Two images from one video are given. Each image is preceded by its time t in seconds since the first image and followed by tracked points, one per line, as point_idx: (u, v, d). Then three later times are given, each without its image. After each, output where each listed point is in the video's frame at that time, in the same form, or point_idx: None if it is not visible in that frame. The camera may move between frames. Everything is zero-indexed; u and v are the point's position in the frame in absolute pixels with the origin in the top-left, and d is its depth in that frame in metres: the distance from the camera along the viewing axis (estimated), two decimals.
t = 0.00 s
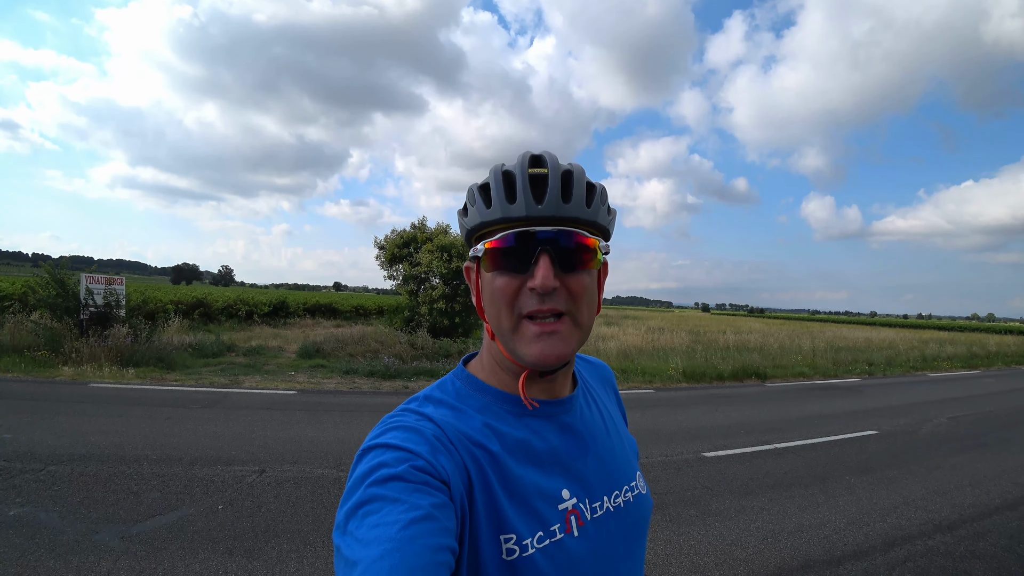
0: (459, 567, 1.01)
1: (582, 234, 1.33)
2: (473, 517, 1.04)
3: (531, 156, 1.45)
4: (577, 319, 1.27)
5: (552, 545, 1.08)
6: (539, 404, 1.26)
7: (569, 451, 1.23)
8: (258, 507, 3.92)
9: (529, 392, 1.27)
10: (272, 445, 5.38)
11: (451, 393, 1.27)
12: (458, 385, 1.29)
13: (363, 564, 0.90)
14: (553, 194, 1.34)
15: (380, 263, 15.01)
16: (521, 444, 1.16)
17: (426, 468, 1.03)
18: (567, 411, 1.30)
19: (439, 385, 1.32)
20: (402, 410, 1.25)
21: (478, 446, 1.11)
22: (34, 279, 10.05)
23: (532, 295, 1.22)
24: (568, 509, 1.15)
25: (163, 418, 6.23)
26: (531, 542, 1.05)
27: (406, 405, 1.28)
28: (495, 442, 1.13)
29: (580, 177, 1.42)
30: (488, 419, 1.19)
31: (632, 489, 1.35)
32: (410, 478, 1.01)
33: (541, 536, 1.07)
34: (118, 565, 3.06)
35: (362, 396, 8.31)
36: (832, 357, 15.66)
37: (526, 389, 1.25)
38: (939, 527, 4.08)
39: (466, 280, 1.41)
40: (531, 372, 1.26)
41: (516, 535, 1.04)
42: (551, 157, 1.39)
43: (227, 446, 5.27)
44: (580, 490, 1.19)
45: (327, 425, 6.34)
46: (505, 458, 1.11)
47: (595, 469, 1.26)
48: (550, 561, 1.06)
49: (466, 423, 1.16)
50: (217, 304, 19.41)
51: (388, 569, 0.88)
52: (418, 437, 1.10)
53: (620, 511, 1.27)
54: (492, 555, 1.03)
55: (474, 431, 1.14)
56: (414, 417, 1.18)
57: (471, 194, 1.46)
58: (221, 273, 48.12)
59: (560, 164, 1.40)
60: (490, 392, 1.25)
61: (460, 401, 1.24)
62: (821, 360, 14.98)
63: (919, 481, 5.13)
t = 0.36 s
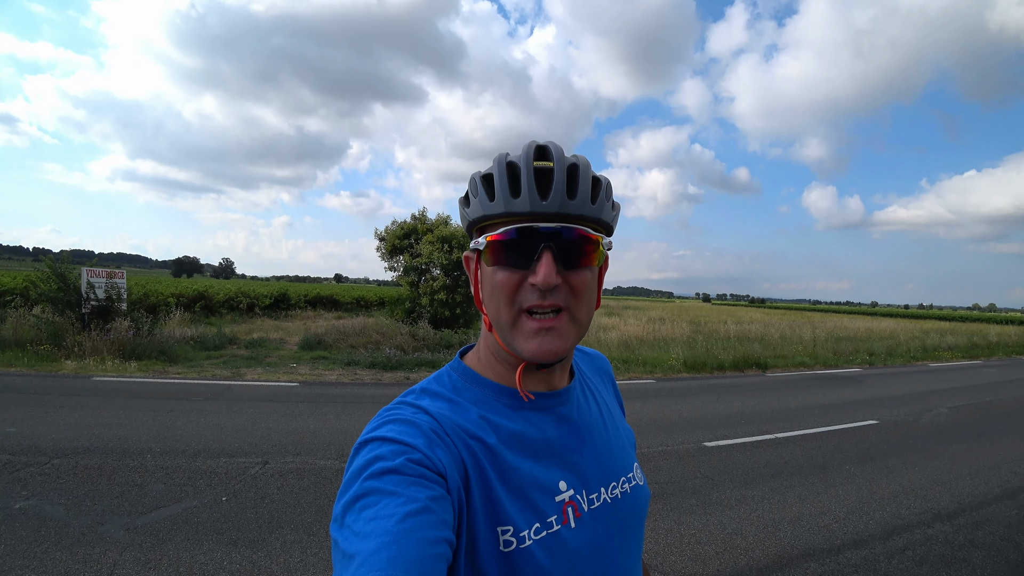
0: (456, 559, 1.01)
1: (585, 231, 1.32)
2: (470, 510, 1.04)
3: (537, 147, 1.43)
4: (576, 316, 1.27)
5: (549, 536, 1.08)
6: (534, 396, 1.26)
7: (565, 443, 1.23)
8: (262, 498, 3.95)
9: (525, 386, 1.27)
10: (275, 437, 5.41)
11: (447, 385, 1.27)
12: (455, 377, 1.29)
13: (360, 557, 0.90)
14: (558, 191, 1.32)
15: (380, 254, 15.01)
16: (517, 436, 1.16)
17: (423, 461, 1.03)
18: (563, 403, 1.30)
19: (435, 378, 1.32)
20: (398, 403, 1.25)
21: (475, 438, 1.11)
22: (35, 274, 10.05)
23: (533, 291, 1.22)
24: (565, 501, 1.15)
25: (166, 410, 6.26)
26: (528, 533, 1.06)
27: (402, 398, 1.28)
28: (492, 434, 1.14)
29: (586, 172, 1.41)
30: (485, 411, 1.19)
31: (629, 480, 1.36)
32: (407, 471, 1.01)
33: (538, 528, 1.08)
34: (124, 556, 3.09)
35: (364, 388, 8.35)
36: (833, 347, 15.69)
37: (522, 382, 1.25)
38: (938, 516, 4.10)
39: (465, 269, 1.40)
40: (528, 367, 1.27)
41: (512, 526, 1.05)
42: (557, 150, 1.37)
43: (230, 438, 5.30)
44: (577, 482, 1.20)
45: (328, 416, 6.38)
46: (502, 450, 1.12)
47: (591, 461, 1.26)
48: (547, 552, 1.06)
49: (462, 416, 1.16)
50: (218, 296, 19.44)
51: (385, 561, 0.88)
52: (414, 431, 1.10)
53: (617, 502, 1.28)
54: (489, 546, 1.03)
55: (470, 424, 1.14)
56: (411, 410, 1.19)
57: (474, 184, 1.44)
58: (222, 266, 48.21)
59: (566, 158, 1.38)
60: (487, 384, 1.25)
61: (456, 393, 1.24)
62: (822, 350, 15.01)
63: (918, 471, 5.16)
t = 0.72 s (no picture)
0: (455, 549, 1.03)
1: (587, 221, 1.32)
2: (470, 501, 1.05)
3: (539, 135, 1.41)
4: (577, 308, 1.27)
5: (548, 527, 1.09)
6: (532, 387, 1.26)
7: (564, 433, 1.24)
8: (265, 490, 3.98)
9: (524, 376, 1.27)
10: (277, 430, 5.44)
11: (446, 376, 1.28)
12: (453, 367, 1.30)
13: (358, 550, 0.91)
14: (561, 179, 1.31)
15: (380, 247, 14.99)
16: (516, 427, 1.17)
17: (421, 453, 1.04)
18: (562, 394, 1.31)
19: (434, 368, 1.33)
20: (397, 394, 1.26)
21: (474, 429, 1.12)
22: (36, 270, 10.05)
23: (534, 283, 1.22)
24: (564, 491, 1.16)
25: (168, 404, 6.29)
26: (528, 524, 1.07)
27: (401, 389, 1.29)
28: (491, 425, 1.14)
29: (589, 161, 1.40)
30: (483, 402, 1.19)
31: (628, 470, 1.37)
32: (405, 463, 1.01)
33: (538, 518, 1.09)
34: (129, 548, 3.12)
35: (365, 380, 8.37)
36: (833, 338, 15.72)
37: (521, 374, 1.25)
38: (937, 505, 4.13)
39: (464, 258, 1.39)
40: (528, 358, 1.27)
41: (512, 517, 1.06)
42: (560, 138, 1.36)
43: (233, 431, 5.33)
44: (576, 472, 1.21)
45: (330, 409, 6.41)
46: (501, 441, 1.12)
47: (590, 451, 1.27)
48: (547, 542, 1.07)
49: (461, 407, 1.17)
50: (219, 290, 19.45)
51: (383, 554, 0.89)
52: (413, 422, 1.10)
53: (617, 491, 1.28)
54: (488, 537, 1.04)
55: (469, 415, 1.15)
56: (409, 401, 1.19)
57: (474, 171, 1.42)
58: (222, 261, 48.28)
59: (568, 147, 1.37)
60: (486, 374, 1.25)
61: (455, 384, 1.25)
62: (822, 341, 15.03)
63: (918, 461, 5.18)
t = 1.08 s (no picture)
0: (450, 544, 1.03)
1: (590, 209, 1.31)
2: (464, 496, 1.05)
3: (535, 119, 1.39)
4: (579, 298, 1.27)
5: (544, 521, 1.10)
6: (533, 379, 1.26)
7: (561, 425, 1.24)
8: (272, 483, 4.01)
9: (521, 368, 1.27)
10: (283, 423, 5.47)
11: (440, 367, 1.27)
12: (448, 359, 1.29)
13: (349, 550, 0.90)
14: (564, 165, 1.29)
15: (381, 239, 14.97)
16: (512, 420, 1.16)
17: (413, 448, 1.03)
18: (559, 385, 1.30)
19: (429, 360, 1.32)
20: (390, 386, 1.25)
21: (468, 423, 1.11)
22: (39, 271, 10.08)
23: (535, 273, 1.21)
24: (560, 484, 1.16)
25: (174, 400, 6.33)
26: (523, 518, 1.07)
27: (395, 380, 1.28)
28: (486, 418, 1.14)
29: (590, 147, 1.39)
30: (478, 394, 1.19)
31: (626, 461, 1.37)
32: (398, 459, 1.01)
33: (533, 512, 1.09)
34: (139, 543, 3.16)
35: (369, 372, 8.40)
36: (837, 321, 15.69)
37: (519, 365, 1.25)
38: (942, 487, 4.14)
39: (457, 246, 1.38)
40: (527, 348, 1.26)
41: (507, 512, 1.06)
42: (560, 123, 1.35)
43: (239, 426, 5.36)
44: (573, 465, 1.21)
45: (335, 401, 6.44)
46: (495, 435, 1.12)
47: (587, 442, 1.27)
48: (542, 536, 1.08)
49: (455, 399, 1.16)
50: (221, 286, 19.49)
51: (374, 554, 0.89)
52: (405, 416, 1.09)
53: (613, 483, 1.28)
54: (484, 531, 1.05)
55: (463, 407, 1.14)
56: (402, 394, 1.19)
57: (469, 156, 1.38)
58: (224, 257, 48.36)
59: (569, 133, 1.36)
60: (480, 365, 1.25)
61: (449, 375, 1.24)
62: (825, 325, 15.01)
63: (922, 442, 5.19)
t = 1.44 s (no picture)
0: (446, 533, 1.04)
1: (589, 198, 1.31)
2: (459, 484, 1.06)
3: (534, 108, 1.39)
4: (576, 286, 1.27)
5: (539, 508, 1.11)
6: (526, 366, 1.26)
7: (556, 412, 1.24)
8: (278, 471, 4.05)
9: (516, 356, 1.27)
10: (289, 412, 5.52)
11: (434, 357, 1.28)
12: (441, 349, 1.30)
13: (344, 541, 0.91)
14: (565, 154, 1.29)
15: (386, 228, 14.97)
16: (505, 408, 1.17)
17: (407, 439, 1.04)
18: (553, 371, 1.30)
19: (422, 350, 1.33)
20: (384, 377, 1.26)
21: (461, 412, 1.13)
22: (47, 263, 10.16)
23: (534, 261, 1.21)
24: (555, 471, 1.17)
25: (182, 390, 6.39)
26: (518, 505, 1.08)
27: (388, 371, 1.29)
28: (479, 407, 1.15)
29: (589, 137, 1.39)
30: (472, 383, 1.20)
31: (623, 446, 1.37)
32: (391, 450, 1.02)
33: (528, 499, 1.10)
34: (149, 530, 3.21)
35: (375, 361, 8.45)
36: (843, 310, 15.60)
37: (514, 354, 1.24)
38: (946, 477, 4.13)
39: (452, 235, 1.38)
40: (521, 337, 1.26)
41: (501, 500, 1.07)
42: (560, 113, 1.35)
43: (246, 415, 5.41)
44: (568, 451, 1.21)
45: (341, 390, 6.48)
46: (489, 423, 1.13)
47: (583, 429, 1.27)
48: (537, 522, 1.09)
49: (448, 388, 1.17)
50: (228, 277, 19.58)
51: (368, 545, 0.90)
52: (398, 406, 1.10)
53: (609, 469, 1.29)
54: (479, 519, 1.06)
55: (456, 396, 1.15)
56: (395, 384, 1.20)
57: (467, 143, 1.37)
58: (230, 247, 48.59)
59: (569, 122, 1.36)
60: (473, 354, 1.25)
61: (443, 365, 1.25)
62: (832, 313, 14.93)
63: (927, 432, 5.18)
